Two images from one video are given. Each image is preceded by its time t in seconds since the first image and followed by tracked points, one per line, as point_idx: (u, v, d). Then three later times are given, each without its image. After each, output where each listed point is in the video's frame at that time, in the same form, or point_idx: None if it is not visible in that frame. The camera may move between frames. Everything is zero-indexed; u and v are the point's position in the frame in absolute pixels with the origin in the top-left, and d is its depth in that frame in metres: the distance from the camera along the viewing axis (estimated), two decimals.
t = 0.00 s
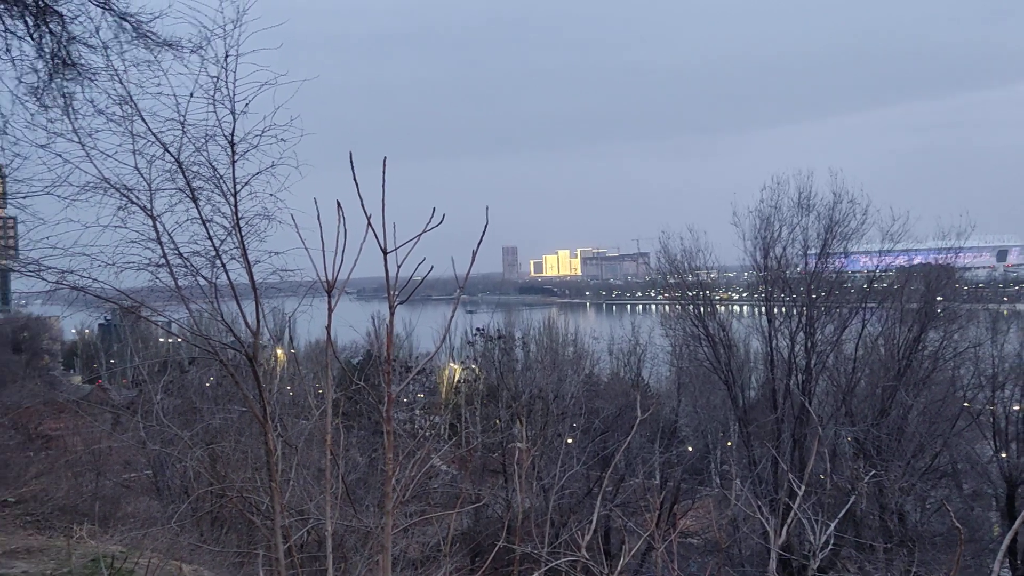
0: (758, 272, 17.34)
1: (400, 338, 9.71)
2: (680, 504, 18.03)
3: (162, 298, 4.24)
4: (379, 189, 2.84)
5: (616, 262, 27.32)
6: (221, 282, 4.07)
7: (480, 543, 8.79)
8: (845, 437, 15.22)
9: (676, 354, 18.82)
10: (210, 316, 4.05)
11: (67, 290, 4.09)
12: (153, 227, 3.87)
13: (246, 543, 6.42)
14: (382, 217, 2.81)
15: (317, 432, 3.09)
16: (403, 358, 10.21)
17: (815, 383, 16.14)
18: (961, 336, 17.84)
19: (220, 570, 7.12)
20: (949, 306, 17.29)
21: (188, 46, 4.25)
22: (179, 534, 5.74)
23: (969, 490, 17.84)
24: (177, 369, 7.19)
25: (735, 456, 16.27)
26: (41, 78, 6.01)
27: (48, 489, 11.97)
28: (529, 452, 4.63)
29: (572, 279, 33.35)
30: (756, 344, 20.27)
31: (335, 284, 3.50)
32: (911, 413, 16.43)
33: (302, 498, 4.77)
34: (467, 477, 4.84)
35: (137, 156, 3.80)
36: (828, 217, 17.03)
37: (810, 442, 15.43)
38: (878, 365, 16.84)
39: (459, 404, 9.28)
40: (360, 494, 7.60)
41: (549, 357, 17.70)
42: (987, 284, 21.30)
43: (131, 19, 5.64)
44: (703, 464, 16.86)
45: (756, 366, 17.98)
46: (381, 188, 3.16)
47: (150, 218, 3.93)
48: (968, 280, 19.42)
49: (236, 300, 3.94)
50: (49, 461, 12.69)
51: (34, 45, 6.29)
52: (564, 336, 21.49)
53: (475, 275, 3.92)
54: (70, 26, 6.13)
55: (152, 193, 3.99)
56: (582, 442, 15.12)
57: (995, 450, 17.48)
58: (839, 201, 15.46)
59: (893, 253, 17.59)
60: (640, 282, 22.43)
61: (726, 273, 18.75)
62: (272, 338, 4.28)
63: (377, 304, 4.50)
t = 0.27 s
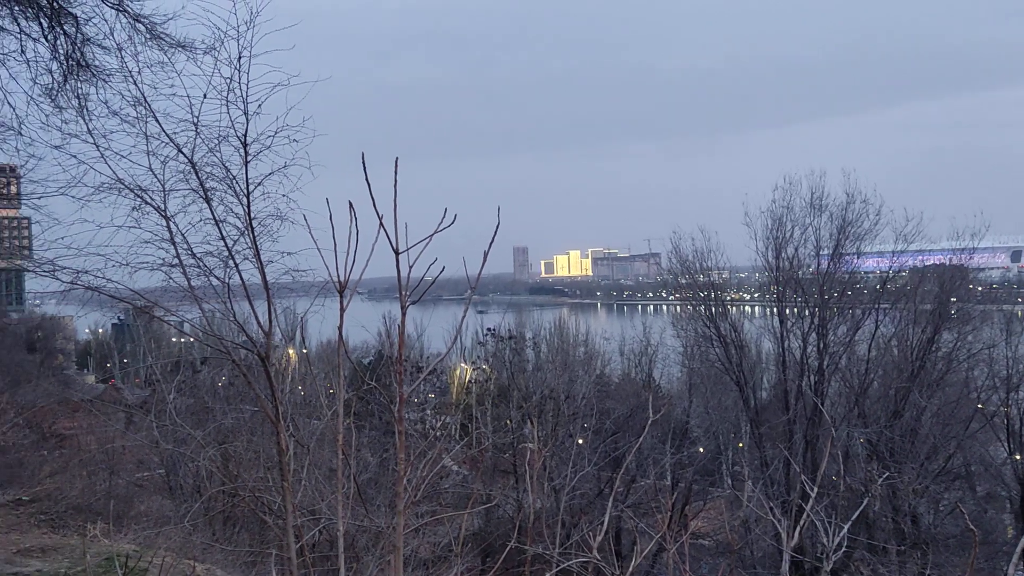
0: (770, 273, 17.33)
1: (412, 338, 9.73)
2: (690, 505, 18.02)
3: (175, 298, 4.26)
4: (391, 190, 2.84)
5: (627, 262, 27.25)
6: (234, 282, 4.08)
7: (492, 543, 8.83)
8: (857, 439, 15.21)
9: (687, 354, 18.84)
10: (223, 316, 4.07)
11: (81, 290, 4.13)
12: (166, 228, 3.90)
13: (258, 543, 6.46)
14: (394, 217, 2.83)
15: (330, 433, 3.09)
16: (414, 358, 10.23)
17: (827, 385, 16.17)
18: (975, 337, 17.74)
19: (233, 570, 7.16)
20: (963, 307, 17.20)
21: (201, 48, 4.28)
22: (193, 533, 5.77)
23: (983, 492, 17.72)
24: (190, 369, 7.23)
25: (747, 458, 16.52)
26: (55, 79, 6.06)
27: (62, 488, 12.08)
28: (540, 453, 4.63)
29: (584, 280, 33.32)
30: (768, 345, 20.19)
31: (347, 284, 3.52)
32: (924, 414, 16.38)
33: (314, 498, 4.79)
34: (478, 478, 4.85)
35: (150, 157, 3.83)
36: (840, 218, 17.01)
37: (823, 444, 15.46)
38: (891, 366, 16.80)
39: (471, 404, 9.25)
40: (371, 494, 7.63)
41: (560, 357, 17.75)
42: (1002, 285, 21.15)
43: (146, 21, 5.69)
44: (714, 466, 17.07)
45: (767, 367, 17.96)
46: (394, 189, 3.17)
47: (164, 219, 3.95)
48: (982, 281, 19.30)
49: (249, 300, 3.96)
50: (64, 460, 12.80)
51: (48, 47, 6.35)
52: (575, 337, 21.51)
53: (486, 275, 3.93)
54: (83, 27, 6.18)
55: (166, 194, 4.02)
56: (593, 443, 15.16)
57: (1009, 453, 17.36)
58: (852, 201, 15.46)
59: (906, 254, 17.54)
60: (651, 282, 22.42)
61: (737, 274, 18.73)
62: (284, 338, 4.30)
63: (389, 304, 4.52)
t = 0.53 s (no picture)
0: (782, 274, 17.35)
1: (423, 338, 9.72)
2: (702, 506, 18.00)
3: (189, 298, 4.29)
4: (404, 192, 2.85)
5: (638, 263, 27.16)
6: (247, 282, 4.11)
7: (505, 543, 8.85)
8: (870, 441, 15.19)
9: (699, 355, 18.86)
10: (236, 317, 4.10)
11: (96, 290, 4.16)
12: (180, 228, 3.93)
13: (271, 542, 6.50)
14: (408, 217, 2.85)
15: (342, 433, 3.11)
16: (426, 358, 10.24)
17: (840, 386, 16.22)
18: (990, 339, 17.63)
19: (246, 568, 7.19)
20: (978, 308, 17.11)
21: (216, 50, 4.32)
22: (206, 533, 5.81)
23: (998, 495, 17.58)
24: (202, 368, 7.28)
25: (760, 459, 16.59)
26: (70, 80, 6.13)
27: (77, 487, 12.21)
28: (552, 453, 4.63)
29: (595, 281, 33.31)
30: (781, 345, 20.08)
31: (359, 284, 3.54)
32: (938, 416, 16.31)
33: (326, 497, 4.81)
34: (490, 478, 4.85)
35: (165, 158, 3.87)
36: (854, 219, 16.99)
37: (836, 446, 15.49)
38: (905, 368, 16.76)
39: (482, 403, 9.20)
40: (383, 494, 7.66)
41: (572, 358, 17.80)
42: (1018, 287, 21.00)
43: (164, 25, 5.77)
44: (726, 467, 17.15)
45: (779, 368, 17.95)
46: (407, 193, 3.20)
47: (178, 219, 3.98)
48: (998, 282, 19.17)
49: (262, 299, 3.98)
50: (78, 458, 12.90)
51: (64, 48, 6.42)
52: (586, 337, 21.52)
53: (499, 275, 3.94)
54: (99, 28, 6.24)
55: (180, 195, 4.05)
56: (605, 444, 15.20)
57: None
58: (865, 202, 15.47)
59: (921, 254, 17.47)
60: (663, 283, 22.43)
61: (749, 275, 18.68)
62: (297, 338, 4.32)
63: (402, 304, 4.53)
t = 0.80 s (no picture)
0: (794, 275, 17.35)
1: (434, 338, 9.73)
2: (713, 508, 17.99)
3: (201, 298, 4.31)
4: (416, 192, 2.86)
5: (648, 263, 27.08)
6: (259, 282, 4.12)
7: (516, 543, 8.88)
8: (883, 443, 15.15)
9: (711, 356, 18.88)
10: (248, 316, 4.11)
11: (110, 290, 4.18)
12: (193, 228, 3.95)
13: (283, 540, 6.54)
14: (419, 218, 2.86)
15: (354, 433, 3.12)
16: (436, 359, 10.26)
17: (852, 388, 16.24)
18: (1004, 341, 17.51)
19: (258, 568, 7.21)
20: (992, 310, 17.01)
21: (229, 51, 4.34)
22: (218, 532, 5.84)
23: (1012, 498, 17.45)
24: (215, 369, 7.32)
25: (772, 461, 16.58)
26: (84, 81, 6.18)
27: (91, 485, 12.14)
28: (563, 455, 4.63)
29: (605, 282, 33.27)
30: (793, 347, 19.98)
31: (371, 285, 3.55)
32: (951, 418, 16.23)
33: (338, 497, 4.83)
34: (501, 479, 4.86)
35: (179, 159, 3.89)
36: (866, 220, 16.94)
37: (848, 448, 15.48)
38: (918, 370, 16.71)
39: (492, 404, 9.20)
40: (394, 494, 7.68)
41: (583, 358, 17.83)
42: None
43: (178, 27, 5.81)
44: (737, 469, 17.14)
45: (791, 369, 17.95)
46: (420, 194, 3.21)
47: (191, 220, 4.01)
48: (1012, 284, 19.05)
49: (274, 299, 3.99)
50: (91, 457, 12.92)
51: (78, 49, 6.47)
52: (597, 338, 21.53)
53: (510, 276, 3.95)
54: (112, 29, 6.28)
55: (193, 196, 4.08)
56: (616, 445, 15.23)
57: None
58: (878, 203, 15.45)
59: (934, 256, 17.39)
60: (674, 284, 22.42)
61: (761, 275, 18.55)
62: (308, 337, 4.33)
63: (413, 305, 4.54)
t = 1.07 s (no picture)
0: (806, 276, 17.35)
1: (445, 339, 9.73)
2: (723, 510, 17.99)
3: (213, 298, 4.32)
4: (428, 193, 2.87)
5: (658, 264, 27.01)
6: (271, 282, 4.13)
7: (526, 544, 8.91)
8: (895, 445, 15.09)
9: (722, 357, 18.88)
10: (260, 317, 4.12)
11: (122, 290, 4.20)
12: (205, 228, 3.97)
13: (293, 540, 6.58)
14: (430, 218, 2.87)
15: (364, 433, 3.12)
16: (448, 360, 10.30)
17: (864, 389, 16.23)
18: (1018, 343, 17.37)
19: (269, 568, 7.23)
20: (1005, 311, 16.91)
21: (241, 53, 4.36)
22: (230, 532, 5.87)
23: None
24: (226, 369, 7.34)
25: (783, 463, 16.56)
26: (98, 82, 6.22)
27: (103, 484, 12.13)
28: (573, 455, 4.63)
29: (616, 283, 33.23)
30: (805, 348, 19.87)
31: (382, 284, 3.56)
32: (964, 421, 16.12)
33: (349, 497, 4.84)
34: (511, 479, 4.84)
35: (191, 160, 3.91)
36: (879, 221, 16.88)
37: (859, 450, 15.46)
38: (930, 372, 16.64)
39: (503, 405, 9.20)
40: (405, 494, 7.70)
41: (594, 359, 17.86)
42: None
43: (192, 29, 5.85)
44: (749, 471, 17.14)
45: (803, 371, 17.93)
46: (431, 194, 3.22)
47: (203, 220, 4.02)
48: None
49: (285, 300, 4.00)
50: (103, 457, 12.97)
51: (91, 51, 6.51)
52: (607, 339, 21.52)
53: (521, 277, 3.95)
54: (125, 31, 6.31)
55: (206, 196, 4.09)
56: (626, 447, 15.25)
57: None
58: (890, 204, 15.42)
59: (947, 257, 17.30)
60: (685, 285, 22.40)
61: (772, 276, 18.53)
62: (319, 338, 4.34)
63: (424, 305, 4.54)
